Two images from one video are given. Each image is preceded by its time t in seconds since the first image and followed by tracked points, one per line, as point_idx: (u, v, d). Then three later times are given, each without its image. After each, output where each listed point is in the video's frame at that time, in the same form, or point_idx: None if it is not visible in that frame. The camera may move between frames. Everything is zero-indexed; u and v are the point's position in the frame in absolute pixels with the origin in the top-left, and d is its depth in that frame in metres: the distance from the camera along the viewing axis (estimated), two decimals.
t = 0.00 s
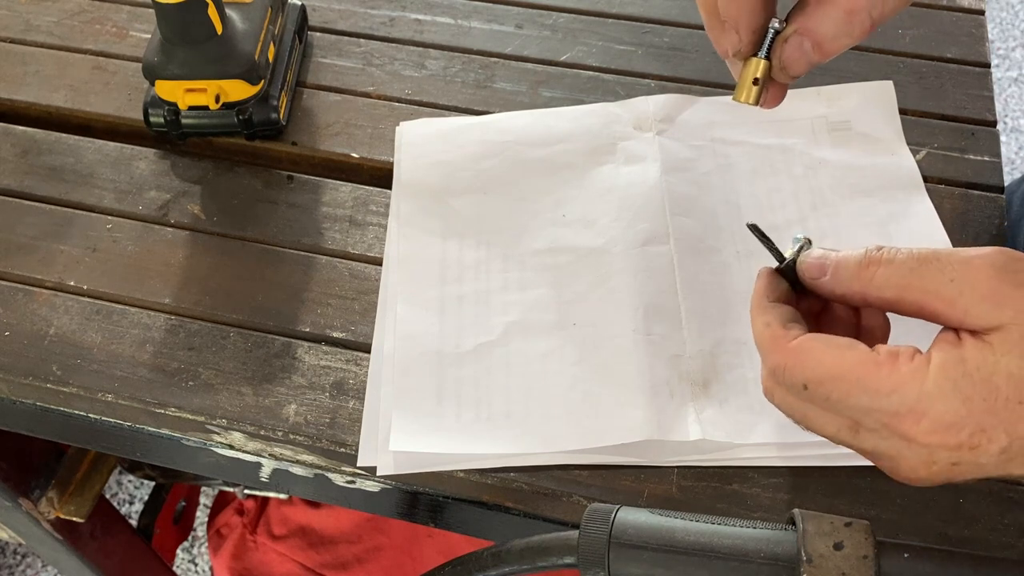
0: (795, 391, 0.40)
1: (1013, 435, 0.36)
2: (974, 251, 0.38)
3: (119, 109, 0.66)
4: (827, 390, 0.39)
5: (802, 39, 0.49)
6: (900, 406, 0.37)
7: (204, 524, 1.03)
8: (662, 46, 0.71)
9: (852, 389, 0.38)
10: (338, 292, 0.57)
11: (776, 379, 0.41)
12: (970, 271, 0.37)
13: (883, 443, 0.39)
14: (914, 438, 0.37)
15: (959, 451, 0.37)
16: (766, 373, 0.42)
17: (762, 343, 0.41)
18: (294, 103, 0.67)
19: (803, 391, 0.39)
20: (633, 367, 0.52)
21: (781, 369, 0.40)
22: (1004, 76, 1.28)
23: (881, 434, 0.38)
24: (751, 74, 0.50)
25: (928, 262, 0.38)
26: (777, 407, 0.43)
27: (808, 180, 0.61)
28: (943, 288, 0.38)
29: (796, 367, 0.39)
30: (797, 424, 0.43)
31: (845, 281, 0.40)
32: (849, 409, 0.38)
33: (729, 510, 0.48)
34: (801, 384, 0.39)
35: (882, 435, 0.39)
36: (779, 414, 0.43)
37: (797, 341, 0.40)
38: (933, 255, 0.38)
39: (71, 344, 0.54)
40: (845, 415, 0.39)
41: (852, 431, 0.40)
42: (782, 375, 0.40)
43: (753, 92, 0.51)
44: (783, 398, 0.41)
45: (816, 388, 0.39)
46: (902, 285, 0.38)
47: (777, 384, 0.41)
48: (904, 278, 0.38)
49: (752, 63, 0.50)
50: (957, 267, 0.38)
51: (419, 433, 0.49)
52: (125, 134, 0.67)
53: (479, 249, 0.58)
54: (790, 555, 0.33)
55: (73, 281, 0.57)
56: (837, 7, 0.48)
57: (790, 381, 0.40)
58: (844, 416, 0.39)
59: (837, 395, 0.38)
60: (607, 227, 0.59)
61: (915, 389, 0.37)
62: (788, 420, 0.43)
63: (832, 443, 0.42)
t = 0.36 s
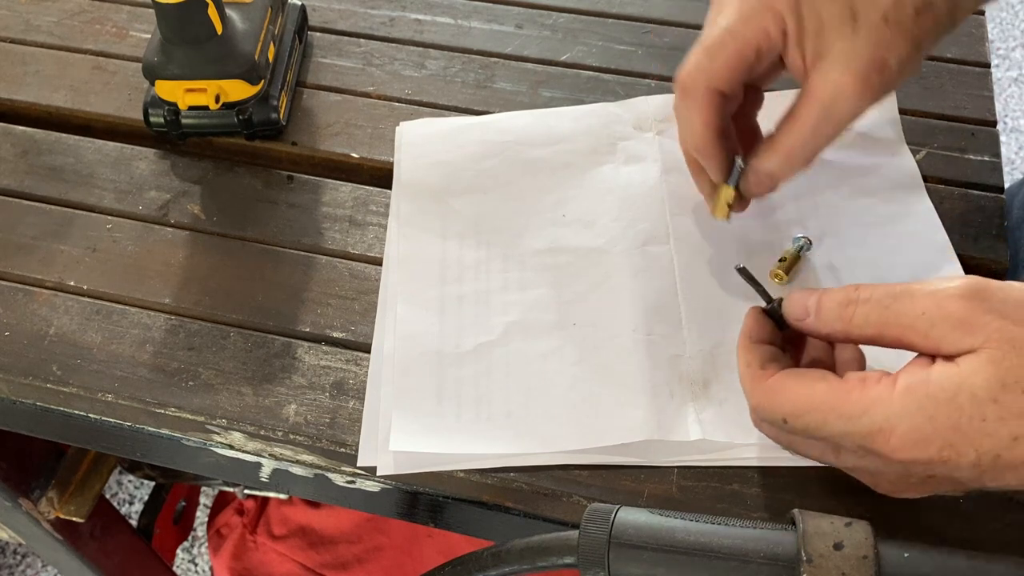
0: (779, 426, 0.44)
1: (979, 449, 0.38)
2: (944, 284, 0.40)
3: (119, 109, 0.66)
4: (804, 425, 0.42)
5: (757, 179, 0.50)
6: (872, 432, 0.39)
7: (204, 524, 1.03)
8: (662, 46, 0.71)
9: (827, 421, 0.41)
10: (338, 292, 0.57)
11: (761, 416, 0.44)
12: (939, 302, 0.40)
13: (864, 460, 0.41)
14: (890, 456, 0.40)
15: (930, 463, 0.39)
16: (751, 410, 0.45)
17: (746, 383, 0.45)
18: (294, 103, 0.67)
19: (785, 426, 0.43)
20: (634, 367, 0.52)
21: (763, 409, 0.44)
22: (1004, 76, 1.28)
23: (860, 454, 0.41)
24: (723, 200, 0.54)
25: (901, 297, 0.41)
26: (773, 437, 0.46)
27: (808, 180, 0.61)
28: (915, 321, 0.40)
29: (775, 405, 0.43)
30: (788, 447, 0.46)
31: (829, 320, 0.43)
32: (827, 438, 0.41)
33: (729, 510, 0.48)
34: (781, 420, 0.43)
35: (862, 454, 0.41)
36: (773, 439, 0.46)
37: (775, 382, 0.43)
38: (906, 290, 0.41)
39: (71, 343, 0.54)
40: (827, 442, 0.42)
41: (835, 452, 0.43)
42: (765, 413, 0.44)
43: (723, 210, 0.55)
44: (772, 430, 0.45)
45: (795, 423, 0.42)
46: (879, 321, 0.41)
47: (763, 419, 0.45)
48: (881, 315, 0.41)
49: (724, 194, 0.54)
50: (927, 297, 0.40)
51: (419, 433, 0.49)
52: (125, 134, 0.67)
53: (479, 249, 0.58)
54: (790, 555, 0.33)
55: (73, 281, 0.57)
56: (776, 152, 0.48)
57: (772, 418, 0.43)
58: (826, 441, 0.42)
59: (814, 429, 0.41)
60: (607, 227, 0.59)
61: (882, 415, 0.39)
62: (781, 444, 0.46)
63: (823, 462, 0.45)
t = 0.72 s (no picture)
0: (773, 428, 0.44)
1: (968, 450, 0.38)
2: (938, 290, 0.40)
3: (119, 109, 0.66)
4: (798, 427, 0.42)
5: (785, 205, 0.57)
6: (864, 433, 0.40)
7: (204, 524, 1.03)
8: (662, 46, 0.71)
9: (819, 423, 0.41)
10: (338, 292, 0.57)
11: (757, 419, 0.45)
12: (932, 308, 0.40)
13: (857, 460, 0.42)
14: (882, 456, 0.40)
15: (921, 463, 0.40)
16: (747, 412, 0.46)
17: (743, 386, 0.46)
18: (294, 103, 0.67)
19: (780, 428, 0.43)
20: (633, 367, 0.52)
21: (759, 412, 0.44)
22: (1004, 76, 1.28)
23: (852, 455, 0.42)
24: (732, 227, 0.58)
25: (895, 304, 0.41)
26: (771, 440, 0.47)
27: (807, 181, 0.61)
28: (909, 327, 0.40)
29: (770, 408, 0.43)
30: (783, 449, 0.46)
31: (824, 325, 0.43)
32: (821, 439, 0.42)
33: (729, 510, 0.48)
34: (776, 423, 0.43)
35: (855, 454, 0.42)
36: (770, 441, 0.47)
37: (771, 384, 0.44)
38: (900, 297, 0.41)
39: (71, 344, 0.54)
40: (821, 443, 0.43)
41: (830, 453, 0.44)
42: (760, 415, 0.44)
43: (735, 240, 0.58)
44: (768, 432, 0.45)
45: (789, 425, 0.43)
46: (873, 328, 0.41)
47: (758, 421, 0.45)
48: (875, 321, 0.41)
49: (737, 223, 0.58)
50: (920, 303, 0.40)
51: (419, 433, 0.49)
52: (125, 134, 0.67)
53: (479, 249, 0.58)
54: (790, 555, 0.33)
55: (73, 281, 0.57)
56: (809, 182, 0.54)
57: (767, 420, 0.44)
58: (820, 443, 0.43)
59: (808, 430, 0.42)
60: (607, 227, 0.59)
61: (874, 417, 0.40)
62: (777, 446, 0.47)
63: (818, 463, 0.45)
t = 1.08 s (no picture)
0: (771, 429, 0.44)
1: (966, 453, 0.38)
2: (936, 291, 0.40)
3: (119, 109, 0.66)
4: (796, 429, 0.42)
5: (814, 243, 0.55)
6: (862, 435, 0.40)
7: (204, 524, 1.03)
8: (662, 46, 0.71)
9: (818, 425, 0.41)
10: (338, 292, 0.57)
11: (755, 421, 0.45)
12: (930, 310, 0.40)
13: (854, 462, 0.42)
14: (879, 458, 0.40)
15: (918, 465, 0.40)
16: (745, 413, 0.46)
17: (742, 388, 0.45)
18: (294, 103, 0.67)
19: (779, 430, 0.43)
20: (633, 367, 0.52)
21: (758, 414, 0.44)
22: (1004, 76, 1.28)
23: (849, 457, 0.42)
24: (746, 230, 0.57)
25: (893, 305, 0.41)
26: (770, 441, 0.47)
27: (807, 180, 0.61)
28: (907, 329, 0.40)
29: (769, 409, 0.43)
30: (781, 451, 0.46)
31: (823, 327, 0.43)
32: (819, 440, 0.42)
33: (730, 510, 0.48)
34: (774, 424, 0.43)
35: (852, 456, 0.42)
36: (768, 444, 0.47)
37: (770, 386, 0.44)
38: (898, 298, 0.41)
39: (71, 344, 0.54)
40: (819, 445, 0.43)
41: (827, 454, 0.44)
42: (759, 417, 0.44)
43: (748, 245, 0.57)
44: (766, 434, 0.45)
45: (787, 425, 0.42)
46: (872, 330, 0.41)
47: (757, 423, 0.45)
48: (874, 322, 0.41)
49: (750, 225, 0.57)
50: (919, 304, 0.40)
51: (419, 433, 0.49)
52: (125, 134, 0.67)
53: (479, 249, 0.58)
54: (790, 555, 0.33)
55: (73, 281, 0.57)
56: (839, 221, 0.54)
57: (766, 422, 0.44)
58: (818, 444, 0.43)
59: (806, 431, 0.42)
60: (607, 227, 0.59)
61: (872, 419, 0.40)
62: (775, 448, 0.47)
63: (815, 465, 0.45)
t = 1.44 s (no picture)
0: (770, 423, 0.44)
1: (964, 450, 0.38)
2: (934, 287, 0.41)
3: (119, 109, 0.66)
4: (794, 423, 0.42)
5: (775, 154, 0.49)
6: (860, 431, 0.40)
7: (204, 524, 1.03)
8: (662, 46, 0.71)
9: (816, 419, 0.41)
10: (338, 292, 0.57)
11: (754, 415, 0.45)
12: (928, 305, 0.40)
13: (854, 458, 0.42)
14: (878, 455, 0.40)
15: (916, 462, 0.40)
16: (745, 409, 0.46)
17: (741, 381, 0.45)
18: (294, 103, 0.67)
19: (778, 424, 0.43)
20: (633, 367, 0.52)
21: (757, 408, 0.44)
22: (1004, 76, 1.28)
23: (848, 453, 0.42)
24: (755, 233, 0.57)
25: (892, 301, 0.41)
26: (769, 439, 0.47)
27: (807, 180, 0.61)
28: (905, 324, 0.41)
29: (767, 403, 0.43)
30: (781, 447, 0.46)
31: (823, 321, 0.43)
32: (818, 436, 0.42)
33: (730, 510, 0.48)
34: (773, 418, 0.43)
35: (851, 452, 0.42)
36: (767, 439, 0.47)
37: (770, 379, 0.44)
38: (896, 295, 0.42)
39: (70, 344, 0.54)
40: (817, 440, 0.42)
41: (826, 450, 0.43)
42: (758, 411, 0.44)
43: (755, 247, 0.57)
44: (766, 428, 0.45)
45: (787, 420, 0.42)
46: (871, 324, 0.41)
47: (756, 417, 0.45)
48: (873, 317, 0.41)
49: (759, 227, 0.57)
50: (918, 300, 0.41)
51: (419, 433, 0.49)
52: (124, 134, 0.67)
53: (479, 249, 0.58)
54: (790, 555, 0.33)
55: (73, 281, 0.57)
56: (804, 130, 0.47)
57: (764, 416, 0.44)
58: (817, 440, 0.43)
59: (804, 426, 0.42)
60: (607, 227, 0.59)
61: (871, 414, 0.40)
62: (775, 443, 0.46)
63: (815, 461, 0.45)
